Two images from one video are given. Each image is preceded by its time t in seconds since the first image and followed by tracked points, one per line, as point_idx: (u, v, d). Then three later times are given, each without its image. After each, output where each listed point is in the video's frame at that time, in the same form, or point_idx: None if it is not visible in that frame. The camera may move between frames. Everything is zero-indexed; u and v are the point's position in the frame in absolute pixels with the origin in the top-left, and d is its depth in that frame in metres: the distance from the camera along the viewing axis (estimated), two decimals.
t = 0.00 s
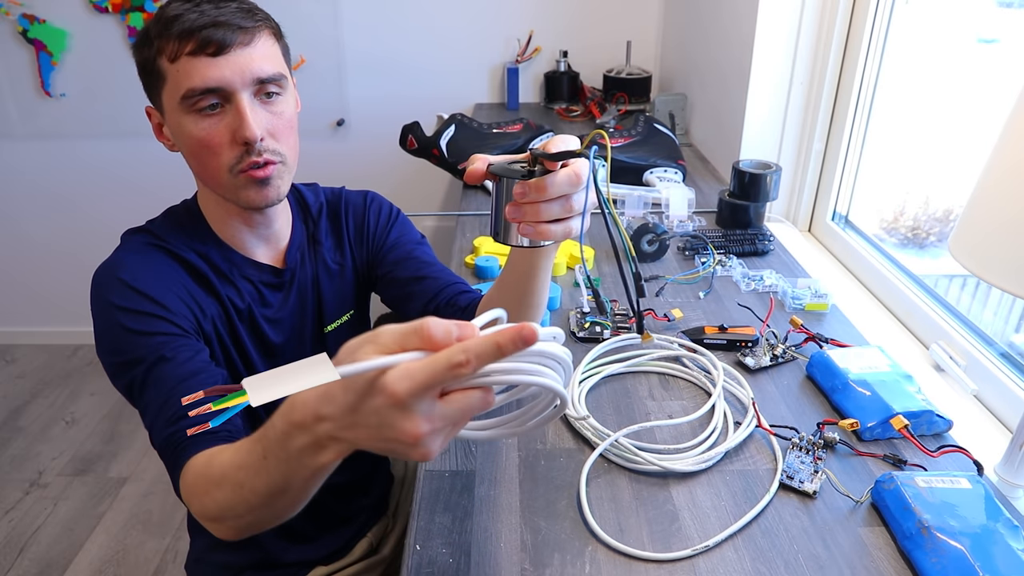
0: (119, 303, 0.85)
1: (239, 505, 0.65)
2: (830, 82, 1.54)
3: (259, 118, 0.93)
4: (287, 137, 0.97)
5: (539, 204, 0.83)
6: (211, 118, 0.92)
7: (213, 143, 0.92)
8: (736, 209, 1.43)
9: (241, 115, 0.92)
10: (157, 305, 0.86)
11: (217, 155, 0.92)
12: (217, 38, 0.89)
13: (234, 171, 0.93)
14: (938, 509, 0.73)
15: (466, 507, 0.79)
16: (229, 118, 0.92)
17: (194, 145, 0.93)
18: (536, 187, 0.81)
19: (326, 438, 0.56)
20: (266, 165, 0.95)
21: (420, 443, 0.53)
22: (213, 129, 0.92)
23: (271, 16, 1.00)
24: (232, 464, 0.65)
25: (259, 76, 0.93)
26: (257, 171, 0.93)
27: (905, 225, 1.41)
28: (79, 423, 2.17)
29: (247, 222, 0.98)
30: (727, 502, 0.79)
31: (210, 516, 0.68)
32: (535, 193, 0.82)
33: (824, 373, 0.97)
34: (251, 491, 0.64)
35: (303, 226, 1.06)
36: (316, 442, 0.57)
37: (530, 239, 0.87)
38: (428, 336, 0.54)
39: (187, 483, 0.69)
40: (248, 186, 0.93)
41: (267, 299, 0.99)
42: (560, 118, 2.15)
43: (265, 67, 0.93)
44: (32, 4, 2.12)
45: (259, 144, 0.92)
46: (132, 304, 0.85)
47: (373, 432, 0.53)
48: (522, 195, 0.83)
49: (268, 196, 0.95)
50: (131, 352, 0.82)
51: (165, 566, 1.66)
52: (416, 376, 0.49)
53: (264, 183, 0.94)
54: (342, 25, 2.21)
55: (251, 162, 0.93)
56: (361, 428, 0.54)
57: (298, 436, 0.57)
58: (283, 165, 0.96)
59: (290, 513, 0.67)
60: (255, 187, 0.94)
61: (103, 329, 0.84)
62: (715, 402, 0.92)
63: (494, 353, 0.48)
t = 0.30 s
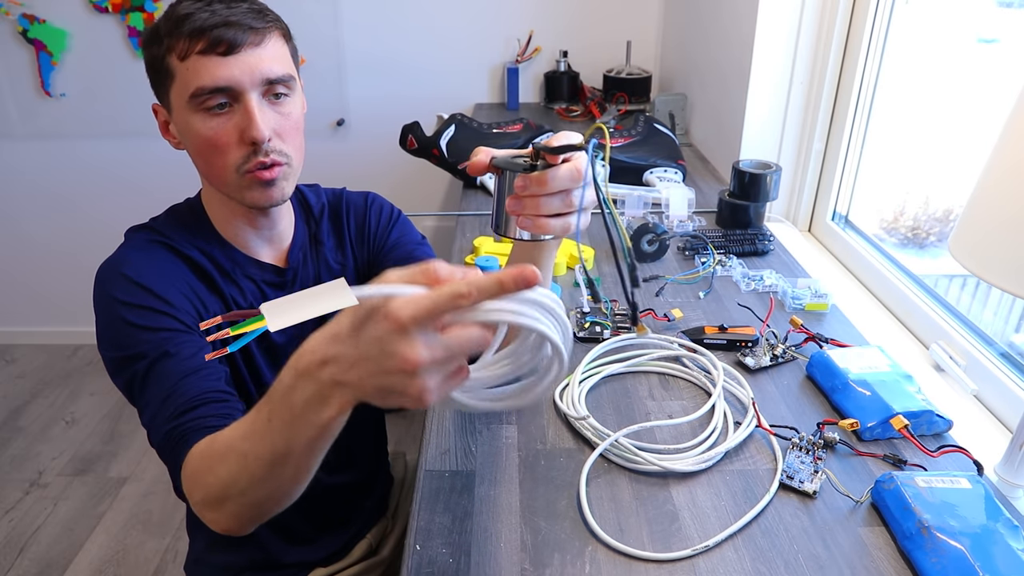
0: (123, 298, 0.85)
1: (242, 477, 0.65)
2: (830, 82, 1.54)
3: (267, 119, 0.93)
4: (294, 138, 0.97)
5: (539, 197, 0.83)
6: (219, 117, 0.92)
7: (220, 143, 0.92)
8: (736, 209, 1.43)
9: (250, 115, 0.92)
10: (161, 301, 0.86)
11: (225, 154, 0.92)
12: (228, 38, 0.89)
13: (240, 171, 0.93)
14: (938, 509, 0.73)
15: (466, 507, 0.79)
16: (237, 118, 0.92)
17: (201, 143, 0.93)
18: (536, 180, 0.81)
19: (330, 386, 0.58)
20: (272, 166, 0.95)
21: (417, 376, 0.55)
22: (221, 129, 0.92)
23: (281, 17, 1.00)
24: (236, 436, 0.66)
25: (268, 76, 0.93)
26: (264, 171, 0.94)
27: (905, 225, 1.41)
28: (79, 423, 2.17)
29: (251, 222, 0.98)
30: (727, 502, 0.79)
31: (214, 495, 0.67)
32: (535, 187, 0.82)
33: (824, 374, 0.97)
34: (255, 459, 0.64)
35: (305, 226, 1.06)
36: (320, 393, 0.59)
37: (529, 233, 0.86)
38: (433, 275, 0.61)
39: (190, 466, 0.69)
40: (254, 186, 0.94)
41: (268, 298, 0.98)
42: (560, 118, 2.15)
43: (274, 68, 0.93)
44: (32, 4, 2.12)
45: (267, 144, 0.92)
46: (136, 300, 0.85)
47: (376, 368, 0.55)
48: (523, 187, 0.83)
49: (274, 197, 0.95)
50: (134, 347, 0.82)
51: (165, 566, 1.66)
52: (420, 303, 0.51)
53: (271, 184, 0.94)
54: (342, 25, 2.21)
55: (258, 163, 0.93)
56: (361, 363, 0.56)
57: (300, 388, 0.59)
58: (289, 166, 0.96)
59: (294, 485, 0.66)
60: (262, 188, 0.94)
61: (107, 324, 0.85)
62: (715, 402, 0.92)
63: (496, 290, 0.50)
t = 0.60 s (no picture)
0: (120, 293, 0.85)
1: (217, 465, 0.65)
2: (830, 82, 1.54)
3: (262, 119, 0.93)
4: (290, 139, 0.97)
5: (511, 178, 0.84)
6: (215, 117, 0.92)
7: (216, 142, 0.92)
8: (736, 209, 1.43)
9: (245, 115, 0.92)
10: (157, 297, 0.86)
11: (220, 154, 0.92)
12: (225, 37, 0.89)
13: (235, 171, 0.93)
14: (938, 509, 0.73)
15: (466, 506, 0.79)
16: (232, 117, 0.92)
17: (197, 142, 0.93)
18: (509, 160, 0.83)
19: (300, 358, 0.59)
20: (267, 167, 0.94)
21: (385, 333, 0.56)
22: (217, 128, 0.92)
23: (282, 17, 1.00)
24: (211, 423, 0.66)
25: (264, 76, 0.92)
26: (258, 172, 0.93)
27: (905, 225, 1.41)
28: (79, 423, 2.17)
29: (251, 221, 0.99)
30: (727, 502, 0.79)
31: (191, 485, 0.67)
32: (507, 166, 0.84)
33: (824, 374, 0.97)
34: (229, 443, 0.64)
35: (306, 225, 1.07)
36: (291, 367, 0.60)
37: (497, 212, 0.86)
38: (397, 239, 0.66)
39: (169, 457, 0.69)
40: (248, 187, 0.93)
41: (268, 295, 0.97)
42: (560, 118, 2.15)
43: (271, 68, 0.93)
44: (32, 4, 2.12)
45: (261, 145, 0.92)
46: (133, 295, 0.85)
47: (348, 332, 0.56)
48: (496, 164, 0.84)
49: (269, 197, 0.95)
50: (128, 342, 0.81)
51: (165, 566, 1.66)
52: (387, 264, 0.53)
53: (265, 185, 0.94)
54: (342, 25, 2.21)
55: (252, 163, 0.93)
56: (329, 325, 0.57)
57: (269, 364, 0.61)
58: (284, 167, 0.96)
59: (269, 472, 0.66)
60: (256, 188, 0.94)
61: (104, 319, 0.84)
62: (715, 402, 0.92)
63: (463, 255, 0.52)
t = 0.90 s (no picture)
0: (120, 298, 0.85)
1: (203, 498, 0.67)
2: (830, 82, 1.54)
3: (256, 118, 0.93)
4: (286, 140, 0.97)
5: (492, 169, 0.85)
6: (209, 115, 0.92)
7: (210, 140, 0.92)
8: (736, 209, 1.43)
9: (239, 114, 0.91)
10: (155, 303, 0.86)
11: (213, 152, 0.92)
12: (222, 36, 0.90)
13: (228, 169, 0.92)
14: (938, 509, 0.73)
15: (467, 507, 0.79)
16: (227, 116, 0.92)
17: (192, 140, 0.93)
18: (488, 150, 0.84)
19: (279, 410, 0.61)
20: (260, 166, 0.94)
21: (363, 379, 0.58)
22: (211, 126, 0.92)
23: (284, 18, 1.00)
24: (192, 458, 0.67)
25: (261, 76, 0.92)
26: (251, 171, 0.93)
27: (905, 225, 1.41)
28: (79, 423, 2.17)
29: (248, 220, 0.98)
30: (727, 502, 0.79)
31: (181, 514, 0.70)
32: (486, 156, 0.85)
33: (824, 373, 0.97)
34: (212, 480, 0.66)
35: (307, 225, 1.07)
36: (269, 417, 0.61)
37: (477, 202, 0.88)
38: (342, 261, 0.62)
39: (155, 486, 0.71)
40: (241, 186, 0.93)
41: (268, 296, 0.98)
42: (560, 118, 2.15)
43: (268, 68, 0.93)
44: (32, 4, 2.12)
45: (254, 144, 0.92)
46: (132, 301, 0.85)
47: (330, 386, 0.58)
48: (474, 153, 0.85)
49: (262, 197, 0.94)
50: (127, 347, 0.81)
51: (165, 566, 1.66)
52: (356, 329, 0.55)
53: (259, 184, 0.93)
54: (342, 25, 2.21)
55: (246, 161, 0.93)
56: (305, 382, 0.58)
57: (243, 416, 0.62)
58: (278, 168, 0.95)
59: (255, 499, 0.69)
60: (250, 187, 0.93)
61: (103, 324, 0.84)
62: (715, 402, 0.92)
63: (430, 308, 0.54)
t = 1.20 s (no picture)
0: (116, 294, 0.85)
1: (179, 477, 0.66)
2: (830, 82, 1.54)
3: (265, 117, 0.93)
4: (293, 138, 0.97)
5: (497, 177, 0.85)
6: (218, 114, 0.91)
7: (218, 139, 0.92)
8: (736, 209, 1.43)
9: (249, 113, 0.91)
10: (150, 299, 0.85)
11: (222, 151, 0.92)
12: (230, 36, 0.90)
13: (236, 168, 0.92)
14: (938, 509, 0.73)
15: (467, 507, 0.79)
16: (236, 115, 0.92)
17: (199, 140, 0.92)
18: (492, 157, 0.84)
19: (247, 371, 0.59)
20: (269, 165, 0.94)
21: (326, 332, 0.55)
22: (220, 125, 0.91)
23: (286, 18, 1.00)
24: (169, 435, 0.67)
25: (268, 75, 0.93)
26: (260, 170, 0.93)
27: (905, 225, 1.41)
28: (79, 423, 2.17)
29: (249, 220, 0.99)
30: (727, 502, 0.79)
31: (158, 495, 0.68)
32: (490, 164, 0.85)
33: (824, 374, 0.97)
34: (187, 455, 0.65)
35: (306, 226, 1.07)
36: (239, 380, 0.60)
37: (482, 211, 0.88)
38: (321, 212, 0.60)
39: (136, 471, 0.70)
40: (250, 185, 0.93)
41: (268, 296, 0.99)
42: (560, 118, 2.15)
43: (275, 67, 0.93)
44: (32, 4, 2.12)
45: (264, 143, 0.92)
46: (129, 297, 0.84)
47: (293, 336, 0.56)
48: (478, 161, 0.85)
49: (270, 196, 0.95)
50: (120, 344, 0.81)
51: (165, 566, 1.66)
52: (315, 269, 0.52)
53: (267, 183, 0.94)
54: (342, 25, 2.21)
55: (255, 160, 0.93)
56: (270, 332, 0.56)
57: (214, 379, 0.61)
58: (287, 166, 0.95)
59: (233, 480, 0.68)
60: (258, 186, 0.94)
61: (98, 320, 0.84)
62: (715, 402, 0.92)
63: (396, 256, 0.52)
